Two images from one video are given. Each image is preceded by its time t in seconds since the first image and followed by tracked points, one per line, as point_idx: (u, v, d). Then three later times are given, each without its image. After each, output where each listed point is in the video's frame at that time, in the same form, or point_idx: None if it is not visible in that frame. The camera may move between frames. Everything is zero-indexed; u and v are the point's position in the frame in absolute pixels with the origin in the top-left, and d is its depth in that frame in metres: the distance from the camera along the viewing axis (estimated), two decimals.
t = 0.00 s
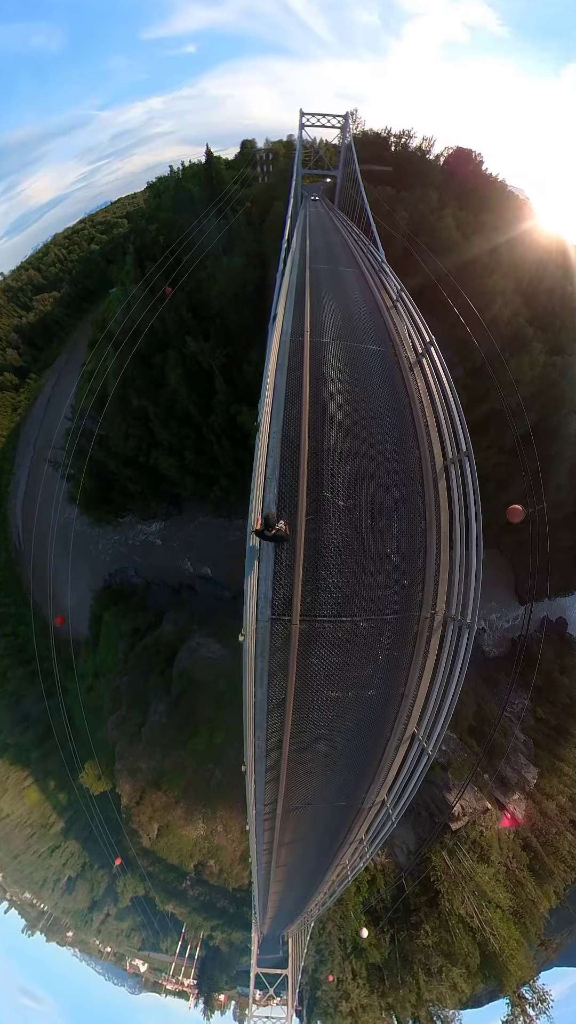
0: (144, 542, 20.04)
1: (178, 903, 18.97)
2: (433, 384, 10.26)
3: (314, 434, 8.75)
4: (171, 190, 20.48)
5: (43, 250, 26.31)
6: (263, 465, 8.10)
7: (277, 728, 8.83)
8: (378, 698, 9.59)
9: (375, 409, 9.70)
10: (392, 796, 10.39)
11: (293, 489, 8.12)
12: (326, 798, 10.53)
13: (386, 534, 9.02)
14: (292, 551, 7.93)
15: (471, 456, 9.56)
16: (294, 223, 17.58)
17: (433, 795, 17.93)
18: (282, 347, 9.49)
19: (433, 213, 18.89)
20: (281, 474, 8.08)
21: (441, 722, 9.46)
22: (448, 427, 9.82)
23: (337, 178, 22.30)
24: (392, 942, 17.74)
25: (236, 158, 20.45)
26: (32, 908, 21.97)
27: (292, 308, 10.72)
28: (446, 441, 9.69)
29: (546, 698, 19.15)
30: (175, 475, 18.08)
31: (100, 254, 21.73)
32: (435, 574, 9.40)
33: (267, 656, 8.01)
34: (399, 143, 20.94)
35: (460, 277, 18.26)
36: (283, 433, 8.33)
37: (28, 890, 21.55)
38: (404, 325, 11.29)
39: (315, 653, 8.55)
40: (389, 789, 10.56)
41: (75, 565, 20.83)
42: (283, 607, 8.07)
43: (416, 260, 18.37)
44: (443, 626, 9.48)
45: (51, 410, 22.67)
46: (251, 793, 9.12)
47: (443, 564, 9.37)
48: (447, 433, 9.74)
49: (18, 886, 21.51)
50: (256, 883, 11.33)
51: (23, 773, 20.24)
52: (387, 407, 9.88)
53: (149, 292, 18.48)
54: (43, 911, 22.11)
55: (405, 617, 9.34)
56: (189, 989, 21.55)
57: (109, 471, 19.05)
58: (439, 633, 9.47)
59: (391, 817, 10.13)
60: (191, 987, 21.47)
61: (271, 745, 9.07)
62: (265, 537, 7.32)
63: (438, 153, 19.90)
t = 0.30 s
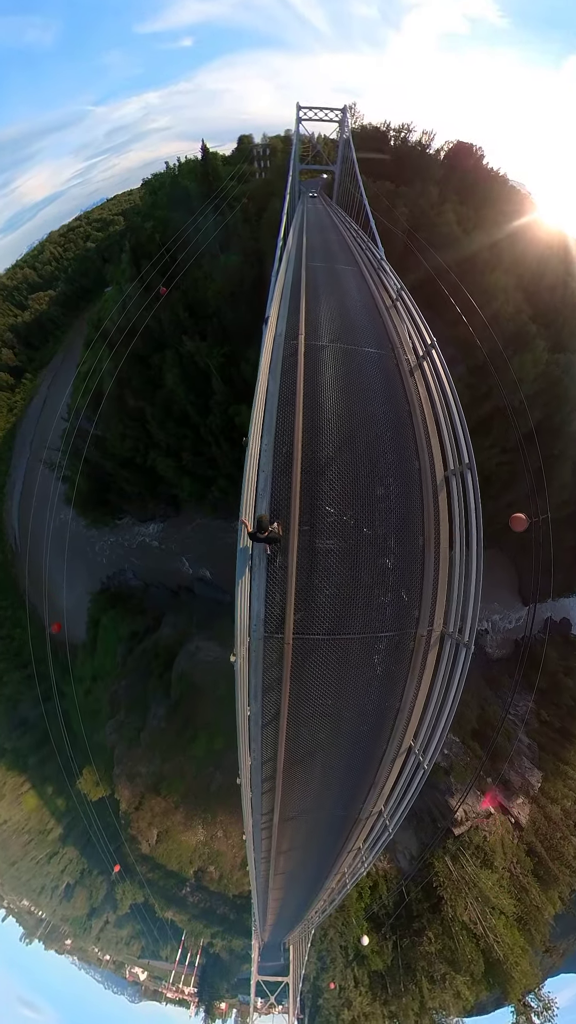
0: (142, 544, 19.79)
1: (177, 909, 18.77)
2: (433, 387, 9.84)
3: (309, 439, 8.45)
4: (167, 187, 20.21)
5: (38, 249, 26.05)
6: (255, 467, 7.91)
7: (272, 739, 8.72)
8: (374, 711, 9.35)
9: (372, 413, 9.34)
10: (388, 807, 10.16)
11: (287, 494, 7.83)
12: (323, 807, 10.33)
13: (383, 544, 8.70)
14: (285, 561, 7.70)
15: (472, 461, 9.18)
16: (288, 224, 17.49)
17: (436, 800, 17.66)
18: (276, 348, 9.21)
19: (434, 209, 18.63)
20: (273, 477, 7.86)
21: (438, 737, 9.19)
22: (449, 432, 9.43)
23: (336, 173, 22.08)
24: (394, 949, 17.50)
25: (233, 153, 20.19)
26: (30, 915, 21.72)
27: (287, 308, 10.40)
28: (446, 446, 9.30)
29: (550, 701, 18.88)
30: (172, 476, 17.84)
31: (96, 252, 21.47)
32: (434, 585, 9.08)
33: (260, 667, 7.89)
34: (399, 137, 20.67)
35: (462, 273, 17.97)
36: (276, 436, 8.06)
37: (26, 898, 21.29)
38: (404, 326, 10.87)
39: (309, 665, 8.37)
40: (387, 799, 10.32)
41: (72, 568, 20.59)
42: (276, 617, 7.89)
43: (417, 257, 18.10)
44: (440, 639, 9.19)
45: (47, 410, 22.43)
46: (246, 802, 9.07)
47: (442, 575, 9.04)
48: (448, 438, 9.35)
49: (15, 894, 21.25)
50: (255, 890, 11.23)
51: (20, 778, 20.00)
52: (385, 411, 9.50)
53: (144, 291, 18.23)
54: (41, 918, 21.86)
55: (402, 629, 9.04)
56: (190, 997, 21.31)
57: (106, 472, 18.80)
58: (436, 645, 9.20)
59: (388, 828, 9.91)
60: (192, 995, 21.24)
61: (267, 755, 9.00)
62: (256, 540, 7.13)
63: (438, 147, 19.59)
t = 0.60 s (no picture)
0: (141, 545, 19.58)
1: (178, 916, 18.59)
2: (433, 390, 9.50)
3: (304, 444, 8.22)
4: (163, 184, 20.00)
5: (33, 247, 25.84)
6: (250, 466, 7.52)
7: (269, 749, 8.61)
8: (370, 722, 9.18)
9: (369, 417, 9.08)
10: (385, 815, 9.93)
11: (282, 499, 7.57)
12: (320, 815, 10.13)
13: (380, 553, 8.47)
14: (280, 570, 7.48)
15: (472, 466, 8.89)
16: (285, 224, 17.35)
17: (438, 803, 17.47)
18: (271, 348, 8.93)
19: (434, 204, 18.39)
20: (268, 479, 7.58)
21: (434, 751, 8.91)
22: (449, 436, 9.09)
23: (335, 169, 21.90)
24: (397, 955, 17.30)
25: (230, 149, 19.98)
26: (29, 922, 21.52)
27: (282, 308, 10.11)
28: (445, 447, 9.01)
29: (554, 702, 18.64)
30: (170, 477, 17.62)
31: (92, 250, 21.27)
32: (431, 594, 8.82)
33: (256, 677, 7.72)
34: (398, 131, 20.44)
35: (463, 269, 17.71)
36: (270, 439, 7.79)
37: (24, 905, 21.07)
38: (404, 326, 10.54)
39: (305, 675, 8.24)
40: (384, 808, 10.08)
41: (69, 570, 20.37)
42: (272, 627, 7.68)
43: (416, 253, 17.88)
44: (437, 652, 8.93)
45: (43, 410, 22.21)
46: (243, 810, 8.96)
47: (440, 584, 8.75)
48: (447, 442, 9.02)
49: (14, 901, 21.03)
50: (253, 896, 11.07)
51: (18, 783, 19.79)
52: (383, 415, 9.22)
53: (141, 290, 18.03)
54: (40, 925, 21.67)
55: (399, 640, 8.82)
56: (191, 1005, 21.11)
57: (103, 472, 18.56)
58: (433, 657, 8.93)
59: (385, 837, 9.68)
60: (193, 1003, 21.03)
61: (263, 763, 8.84)
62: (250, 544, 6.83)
63: (438, 142, 19.35)
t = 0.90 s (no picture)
0: (139, 547, 19.35)
1: (179, 923, 18.38)
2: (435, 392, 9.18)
3: (301, 449, 8.01)
4: (160, 180, 19.74)
5: (28, 245, 25.58)
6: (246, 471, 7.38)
7: (269, 758, 8.49)
8: (369, 734, 8.99)
9: (368, 421, 8.81)
10: (385, 824, 9.71)
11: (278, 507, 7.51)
12: (319, 823, 9.93)
13: (379, 561, 8.24)
14: (277, 578, 7.45)
15: (473, 472, 8.64)
16: (282, 222, 17.15)
17: (441, 807, 17.29)
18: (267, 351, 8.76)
19: (434, 199, 18.14)
20: (265, 485, 7.54)
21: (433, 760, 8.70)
22: (450, 440, 8.79)
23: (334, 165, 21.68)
24: (401, 962, 17.11)
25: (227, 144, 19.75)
26: (28, 930, 21.32)
27: (279, 308, 9.88)
28: (445, 447, 8.77)
29: (559, 704, 18.39)
30: (168, 478, 17.38)
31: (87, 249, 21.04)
32: (432, 604, 8.57)
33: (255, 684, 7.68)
34: (397, 125, 20.19)
35: (464, 266, 17.46)
36: (267, 442, 7.69)
37: (23, 913, 20.85)
38: (405, 325, 10.20)
39: (304, 684, 8.10)
40: (384, 816, 9.86)
41: (66, 573, 20.15)
42: (270, 635, 7.62)
43: (417, 249, 17.63)
44: (436, 664, 8.76)
45: (39, 411, 21.97)
46: (242, 817, 8.82)
47: (441, 594, 8.48)
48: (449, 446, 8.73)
49: (12, 909, 20.80)
50: (253, 903, 10.92)
51: (15, 789, 19.58)
52: (382, 417, 8.96)
53: (137, 289, 17.82)
54: (39, 934, 21.47)
55: (398, 650, 8.62)
56: (192, 1013, 20.90)
57: (99, 474, 18.32)
58: (432, 668, 8.76)
59: (385, 845, 9.47)
60: (194, 1011, 20.81)
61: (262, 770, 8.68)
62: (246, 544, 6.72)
63: (438, 135, 19.03)
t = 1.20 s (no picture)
0: (137, 549, 19.10)
1: (179, 930, 18.18)
2: (435, 396, 8.89)
3: (298, 455, 7.79)
4: (156, 176, 19.47)
5: (23, 244, 25.32)
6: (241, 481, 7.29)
7: (268, 767, 8.33)
8: (367, 747, 8.80)
9: (367, 423, 8.56)
10: (385, 831, 9.50)
11: (274, 513, 7.36)
12: (319, 831, 9.70)
13: (378, 570, 8.02)
14: (274, 586, 7.31)
15: (474, 480, 8.39)
16: (279, 218, 16.89)
17: (444, 812, 17.05)
18: (264, 353, 8.56)
19: (434, 195, 17.89)
20: (261, 491, 7.45)
21: (432, 767, 8.51)
22: (452, 446, 8.52)
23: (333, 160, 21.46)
24: (404, 968, 16.92)
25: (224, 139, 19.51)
26: (27, 939, 21.11)
27: (275, 308, 9.66)
28: (445, 446, 8.54)
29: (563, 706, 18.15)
30: (166, 479, 17.14)
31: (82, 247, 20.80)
32: (431, 616, 8.35)
33: (252, 692, 7.61)
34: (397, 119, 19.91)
35: (465, 262, 17.21)
36: (264, 443, 7.58)
37: (21, 922, 20.64)
38: (405, 326, 9.88)
39: (302, 696, 7.95)
40: (384, 823, 9.64)
41: (63, 575, 19.92)
42: (267, 643, 7.50)
43: (417, 245, 17.38)
44: (434, 677, 8.59)
45: (35, 412, 21.73)
46: (241, 825, 8.66)
47: (441, 605, 8.26)
48: (450, 453, 8.47)
49: (10, 917, 20.59)
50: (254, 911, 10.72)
51: (13, 795, 19.36)
52: (381, 416, 8.72)
53: (133, 288, 17.59)
54: (37, 942, 21.26)
55: (397, 662, 8.42)
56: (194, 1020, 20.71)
57: (96, 475, 18.07)
58: (430, 682, 8.59)
59: (384, 854, 9.27)
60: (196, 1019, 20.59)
61: (261, 778, 8.51)
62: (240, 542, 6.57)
63: (438, 130, 18.79)
